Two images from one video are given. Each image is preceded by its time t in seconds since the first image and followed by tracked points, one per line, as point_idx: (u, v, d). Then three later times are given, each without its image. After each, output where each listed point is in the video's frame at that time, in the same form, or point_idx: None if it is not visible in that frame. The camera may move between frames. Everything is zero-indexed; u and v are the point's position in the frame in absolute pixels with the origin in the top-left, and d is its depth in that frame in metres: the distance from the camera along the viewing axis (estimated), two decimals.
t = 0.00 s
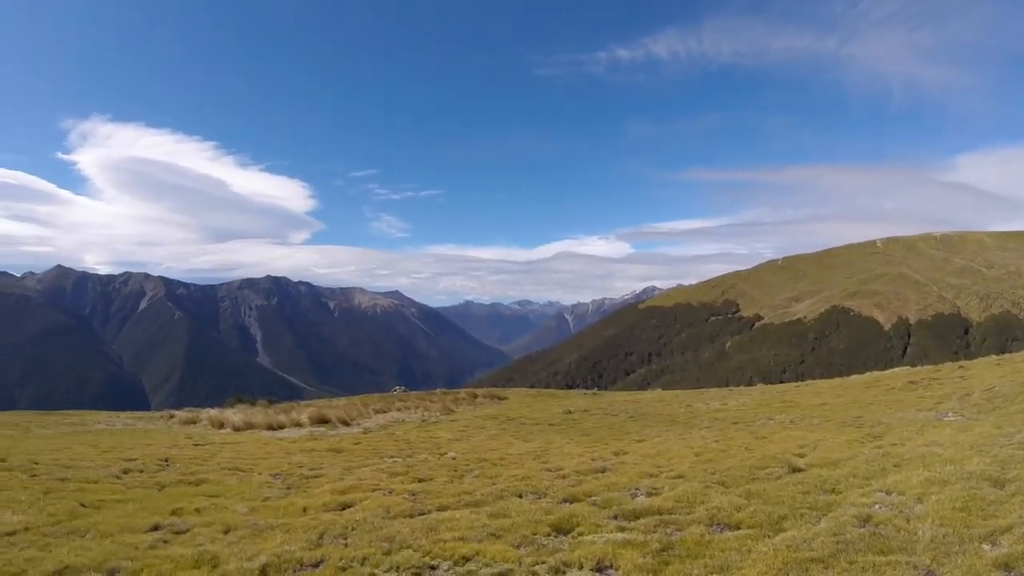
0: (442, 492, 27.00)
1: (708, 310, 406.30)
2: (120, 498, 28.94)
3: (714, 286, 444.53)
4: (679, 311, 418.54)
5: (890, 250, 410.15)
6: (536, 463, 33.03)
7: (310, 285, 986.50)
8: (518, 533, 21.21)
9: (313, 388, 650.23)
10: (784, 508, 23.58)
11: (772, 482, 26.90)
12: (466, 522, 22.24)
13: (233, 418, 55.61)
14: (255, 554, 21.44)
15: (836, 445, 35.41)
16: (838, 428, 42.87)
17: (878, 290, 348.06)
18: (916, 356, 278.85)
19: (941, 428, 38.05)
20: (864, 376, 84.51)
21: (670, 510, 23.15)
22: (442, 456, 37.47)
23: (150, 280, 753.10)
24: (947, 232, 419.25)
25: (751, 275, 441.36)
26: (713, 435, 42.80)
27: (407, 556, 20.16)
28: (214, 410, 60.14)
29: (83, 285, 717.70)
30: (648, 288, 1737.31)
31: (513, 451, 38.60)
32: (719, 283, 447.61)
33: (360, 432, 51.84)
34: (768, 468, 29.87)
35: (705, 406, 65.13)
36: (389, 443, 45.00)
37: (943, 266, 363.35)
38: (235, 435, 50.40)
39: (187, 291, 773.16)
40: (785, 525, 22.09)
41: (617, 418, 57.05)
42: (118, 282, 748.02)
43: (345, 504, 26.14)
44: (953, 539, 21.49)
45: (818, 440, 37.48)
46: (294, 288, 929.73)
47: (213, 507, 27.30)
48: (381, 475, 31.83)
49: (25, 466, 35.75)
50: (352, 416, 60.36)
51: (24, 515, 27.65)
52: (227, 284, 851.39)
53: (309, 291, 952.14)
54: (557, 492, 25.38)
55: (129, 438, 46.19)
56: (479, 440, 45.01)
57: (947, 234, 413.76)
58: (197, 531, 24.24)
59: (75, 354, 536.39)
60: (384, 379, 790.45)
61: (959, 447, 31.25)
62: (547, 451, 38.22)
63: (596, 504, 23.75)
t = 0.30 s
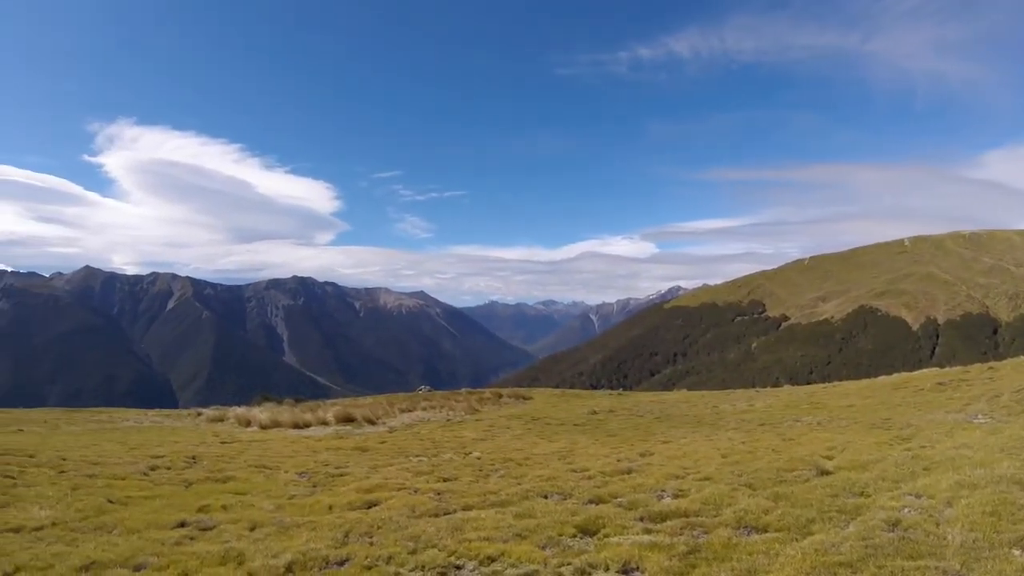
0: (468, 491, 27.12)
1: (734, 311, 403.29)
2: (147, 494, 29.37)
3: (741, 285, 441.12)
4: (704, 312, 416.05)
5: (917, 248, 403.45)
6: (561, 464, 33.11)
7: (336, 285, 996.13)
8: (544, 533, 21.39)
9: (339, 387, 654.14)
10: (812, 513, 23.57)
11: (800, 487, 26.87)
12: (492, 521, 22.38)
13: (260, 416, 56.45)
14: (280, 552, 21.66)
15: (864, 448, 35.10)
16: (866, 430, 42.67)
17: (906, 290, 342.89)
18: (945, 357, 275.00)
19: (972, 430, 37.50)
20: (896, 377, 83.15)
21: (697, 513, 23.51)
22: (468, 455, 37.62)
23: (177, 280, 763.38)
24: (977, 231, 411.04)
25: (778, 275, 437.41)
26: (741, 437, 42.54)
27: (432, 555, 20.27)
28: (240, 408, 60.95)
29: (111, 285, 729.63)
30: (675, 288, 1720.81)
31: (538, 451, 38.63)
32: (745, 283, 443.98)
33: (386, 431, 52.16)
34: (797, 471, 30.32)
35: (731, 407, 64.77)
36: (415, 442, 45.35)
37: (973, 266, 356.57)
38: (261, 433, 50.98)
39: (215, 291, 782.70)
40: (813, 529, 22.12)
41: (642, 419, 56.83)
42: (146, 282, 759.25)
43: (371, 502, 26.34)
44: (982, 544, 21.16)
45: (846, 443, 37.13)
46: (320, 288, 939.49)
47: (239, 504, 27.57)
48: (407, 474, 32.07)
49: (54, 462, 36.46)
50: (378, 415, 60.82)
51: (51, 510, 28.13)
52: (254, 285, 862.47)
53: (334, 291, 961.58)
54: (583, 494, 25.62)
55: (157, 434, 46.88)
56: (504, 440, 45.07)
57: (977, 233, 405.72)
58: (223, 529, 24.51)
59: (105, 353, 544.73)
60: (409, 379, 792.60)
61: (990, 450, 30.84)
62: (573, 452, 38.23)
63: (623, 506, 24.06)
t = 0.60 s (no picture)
0: (496, 492, 27.17)
1: (763, 311, 399.11)
2: (178, 492, 29.86)
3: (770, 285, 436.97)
4: (732, 312, 412.56)
5: (947, 247, 395.72)
6: (589, 465, 33.13)
7: (363, 287, 1004.97)
8: (572, 536, 21.34)
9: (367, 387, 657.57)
10: (842, 518, 23.35)
11: (830, 491, 26.63)
12: (519, 522, 22.42)
13: (289, 416, 57.15)
14: (309, 551, 21.79)
15: (895, 452, 34.66)
16: (896, 433, 42.16)
17: (937, 289, 336.69)
18: (976, 357, 269.44)
19: (1007, 433, 36.78)
20: (931, 377, 81.70)
21: (727, 516, 23.49)
22: (495, 456, 37.68)
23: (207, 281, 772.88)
24: (1012, 229, 401.40)
25: (806, 274, 432.44)
26: (771, 440, 42.18)
27: (460, 556, 20.30)
28: (269, 408, 61.69)
29: (142, 286, 741.40)
30: (704, 288, 1699.83)
31: (566, 452, 38.71)
32: (775, 283, 439.13)
33: (413, 431, 52.44)
34: (826, 475, 30.09)
35: (759, 409, 64.22)
36: (442, 442, 45.59)
37: (1005, 265, 348.78)
38: (290, 432, 51.56)
39: (245, 292, 790.53)
40: (844, 534, 21.90)
41: (670, 421, 56.51)
42: (176, 283, 770.27)
43: (399, 501, 26.44)
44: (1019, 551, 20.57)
45: (876, 447, 36.65)
46: (347, 289, 949.23)
47: (268, 503, 27.83)
48: (435, 474, 32.21)
49: (84, 460, 36.93)
50: (406, 415, 61.17)
51: (82, 507, 28.59)
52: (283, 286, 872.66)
53: (361, 293, 970.91)
54: (611, 496, 25.77)
55: (189, 433, 47.55)
56: (532, 441, 45.08)
57: (1012, 231, 396.48)
58: (252, 526, 24.74)
59: (136, 353, 552.79)
60: (436, 379, 794.57)
61: None
62: (601, 453, 38.22)
63: (651, 509, 24.16)
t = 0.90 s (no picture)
0: (525, 493, 27.13)
1: (793, 310, 394.41)
2: (208, 492, 30.36)
3: (799, 284, 432.28)
4: (762, 312, 408.86)
5: (981, 243, 386.11)
6: (618, 467, 32.96)
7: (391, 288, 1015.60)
8: (601, 538, 21.24)
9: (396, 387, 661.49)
10: (873, 521, 23.20)
11: (861, 493, 26.71)
12: (548, 524, 22.44)
13: (318, 416, 57.89)
14: (338, 550, 21.94)
15: (927, 453, 34.35)
16: (929, 434, 41.32)
17: (970, 287, 328.35)
18: (1011, 356, 261.02)
19: None
20: (968, 376, 79.96)
21: (757, 517, 23.56)
22: (524, 457, 37.74)
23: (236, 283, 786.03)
24: None
25: (837, 273, 426.14)
26: (801, 441, 41.77)
27: (489, 556, 20.29)
28: (299, 409, 62.50)
29: (173, 288, 755.32)
30: (733, 288, 1677.67)
31: (595, 453, 38.57)
32: (805, 282, 433.71)
33: (443, 431, 52.63)
34: (858, 477, 30.05)
35: (790, 410, 63.58)
36: (471, 442, 45.85)
37: None
38: (320, 432, 52.22)
39: (275, 294, 802.51)
40: (875, 535, 21.75)
41: (699, 422, 56.14)
42: (206, 286, 783.28)
43: (428, 502, 26.56)
44: None
45: (908, 448, 36.39)
46: (376, 291, 960.33)
47: (298, 502, 28.11)
48: (463, 474, 32.32)
49: (117, 460, 37.67)
50: (435, 415, 61.56)
51: (113, 505, 29.11)
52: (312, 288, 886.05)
53: (390, 294, 981.46)
54: (640, 497, 25.69)
55: (220, 433, 48.26)
56: (561, 442, 45.07)
57: None
58: (282, 526, 24.98)
59: (168, 354, 560.70)
60: (464, 380, 796.12)
61: None
62: (630, 454, 38.11)
63: (682, 511, 24.18)
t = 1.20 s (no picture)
0: (554, 492, 27.16)
1: (823, 307, 389.67)
2: (239, 490, 30.92)
3: (828, 281, 427.19)
4: (791, 309, 406.41)
5: (1016, 235, 374.09)
6: (647, 466, 32.80)
7: (419, 289, 1027.51)
8: (631, 537, 21.14)
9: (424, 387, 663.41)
10: (906, 521, 22.87)
11: (892, 492, 26.38)
12: (577, 522, 22.47)
13: (347, 416, 58.57)
14: (368, 549, 22.14)
15: (961, 451, 33.63)
16: (963, 433, 40.47)
17: (1003, 281, 313.02)
18: None
19: None
20: (1009, 373, 77.48)
21: (788, 517, 23.30)
22: (553, 456, 37.67)
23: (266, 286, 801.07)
24: None
25: (867, 268, 418.83)
26: (832, 440, 41.10)
27: (518, 556, 20.32)
28: (328, 409, 63.37)
29: (204, 291, 771.67)
30: (762, 285, 1652.26)
31: (625, 453, 38.40)
32: (835, 278, 427.53)
33: (471, 430, 52.92)
34: (890, 475, 29.61)
35: (821, 408, 62.67)
36: (499, 441, 45.96)
37: None
38: (350, 432, 52.89)
39: (303, 296, 815.98)
40: (907, 535, 21.35)
41: (729, 421, 55.56)
42: (236, 289, 798.59)
43: (458, 501, 26.70)
44: None
45: (941, 446, 35.71)
46: (404, 292, 973.97)
47: (328, 501, 28.43)
48: (492, 473, 32.42)
49: (150, 459, 38.50)
50: (463, 415, 61.95)
51: (146, 504, 29.75)
52: (342, 290, 903.26)
53: (418, 295, 995.31)
54: (670, 497, 25.47)
55: (251, 433, 49.04)
56: (589, 441, 45.01)
57: None
58: (312, 524, 25.29)
59: (199, 355, 567.59)
60: (492, 378, 795.50)
61: None
62: (659, 453, 37.90)
63: (712, 510, 24.03)
